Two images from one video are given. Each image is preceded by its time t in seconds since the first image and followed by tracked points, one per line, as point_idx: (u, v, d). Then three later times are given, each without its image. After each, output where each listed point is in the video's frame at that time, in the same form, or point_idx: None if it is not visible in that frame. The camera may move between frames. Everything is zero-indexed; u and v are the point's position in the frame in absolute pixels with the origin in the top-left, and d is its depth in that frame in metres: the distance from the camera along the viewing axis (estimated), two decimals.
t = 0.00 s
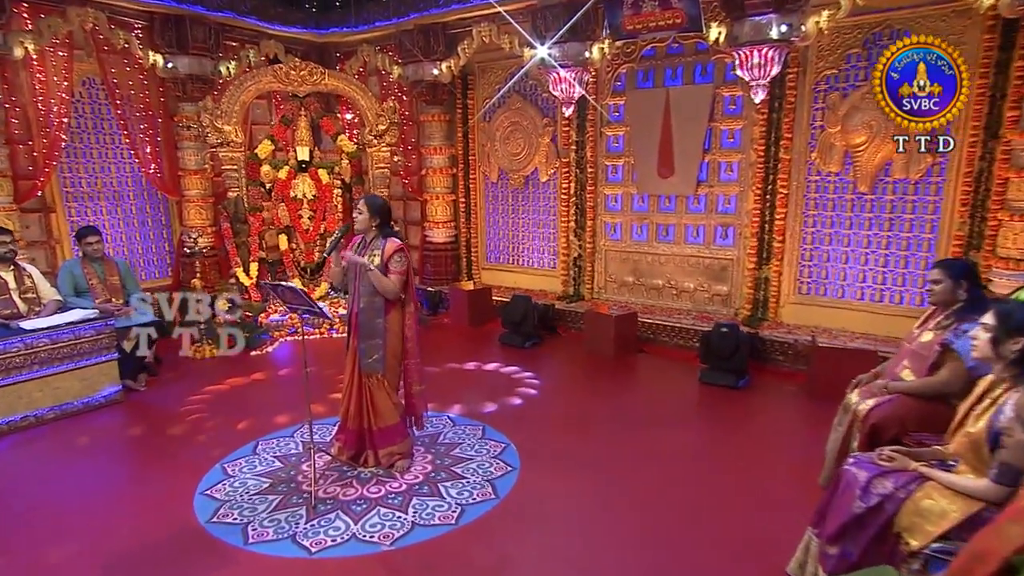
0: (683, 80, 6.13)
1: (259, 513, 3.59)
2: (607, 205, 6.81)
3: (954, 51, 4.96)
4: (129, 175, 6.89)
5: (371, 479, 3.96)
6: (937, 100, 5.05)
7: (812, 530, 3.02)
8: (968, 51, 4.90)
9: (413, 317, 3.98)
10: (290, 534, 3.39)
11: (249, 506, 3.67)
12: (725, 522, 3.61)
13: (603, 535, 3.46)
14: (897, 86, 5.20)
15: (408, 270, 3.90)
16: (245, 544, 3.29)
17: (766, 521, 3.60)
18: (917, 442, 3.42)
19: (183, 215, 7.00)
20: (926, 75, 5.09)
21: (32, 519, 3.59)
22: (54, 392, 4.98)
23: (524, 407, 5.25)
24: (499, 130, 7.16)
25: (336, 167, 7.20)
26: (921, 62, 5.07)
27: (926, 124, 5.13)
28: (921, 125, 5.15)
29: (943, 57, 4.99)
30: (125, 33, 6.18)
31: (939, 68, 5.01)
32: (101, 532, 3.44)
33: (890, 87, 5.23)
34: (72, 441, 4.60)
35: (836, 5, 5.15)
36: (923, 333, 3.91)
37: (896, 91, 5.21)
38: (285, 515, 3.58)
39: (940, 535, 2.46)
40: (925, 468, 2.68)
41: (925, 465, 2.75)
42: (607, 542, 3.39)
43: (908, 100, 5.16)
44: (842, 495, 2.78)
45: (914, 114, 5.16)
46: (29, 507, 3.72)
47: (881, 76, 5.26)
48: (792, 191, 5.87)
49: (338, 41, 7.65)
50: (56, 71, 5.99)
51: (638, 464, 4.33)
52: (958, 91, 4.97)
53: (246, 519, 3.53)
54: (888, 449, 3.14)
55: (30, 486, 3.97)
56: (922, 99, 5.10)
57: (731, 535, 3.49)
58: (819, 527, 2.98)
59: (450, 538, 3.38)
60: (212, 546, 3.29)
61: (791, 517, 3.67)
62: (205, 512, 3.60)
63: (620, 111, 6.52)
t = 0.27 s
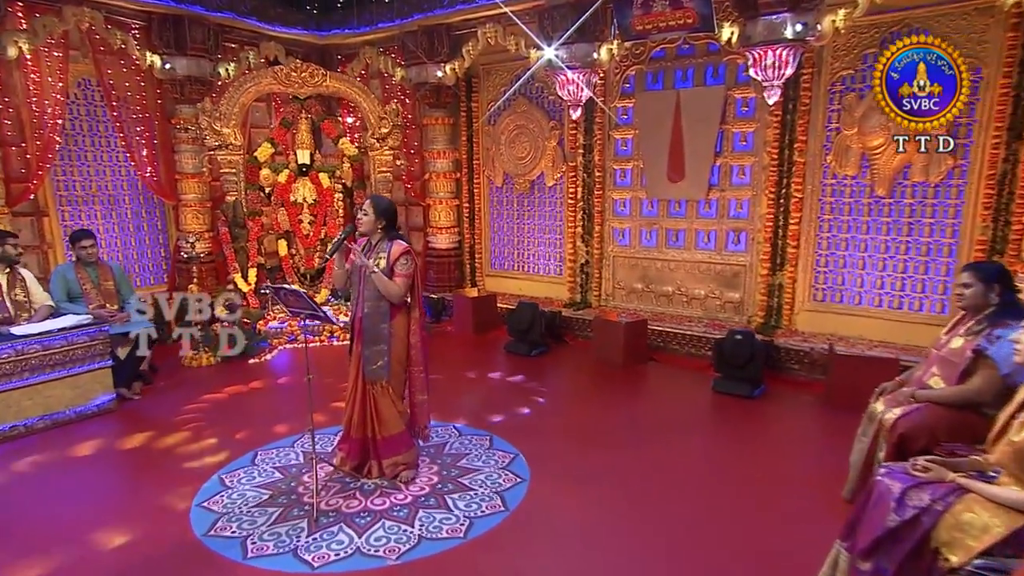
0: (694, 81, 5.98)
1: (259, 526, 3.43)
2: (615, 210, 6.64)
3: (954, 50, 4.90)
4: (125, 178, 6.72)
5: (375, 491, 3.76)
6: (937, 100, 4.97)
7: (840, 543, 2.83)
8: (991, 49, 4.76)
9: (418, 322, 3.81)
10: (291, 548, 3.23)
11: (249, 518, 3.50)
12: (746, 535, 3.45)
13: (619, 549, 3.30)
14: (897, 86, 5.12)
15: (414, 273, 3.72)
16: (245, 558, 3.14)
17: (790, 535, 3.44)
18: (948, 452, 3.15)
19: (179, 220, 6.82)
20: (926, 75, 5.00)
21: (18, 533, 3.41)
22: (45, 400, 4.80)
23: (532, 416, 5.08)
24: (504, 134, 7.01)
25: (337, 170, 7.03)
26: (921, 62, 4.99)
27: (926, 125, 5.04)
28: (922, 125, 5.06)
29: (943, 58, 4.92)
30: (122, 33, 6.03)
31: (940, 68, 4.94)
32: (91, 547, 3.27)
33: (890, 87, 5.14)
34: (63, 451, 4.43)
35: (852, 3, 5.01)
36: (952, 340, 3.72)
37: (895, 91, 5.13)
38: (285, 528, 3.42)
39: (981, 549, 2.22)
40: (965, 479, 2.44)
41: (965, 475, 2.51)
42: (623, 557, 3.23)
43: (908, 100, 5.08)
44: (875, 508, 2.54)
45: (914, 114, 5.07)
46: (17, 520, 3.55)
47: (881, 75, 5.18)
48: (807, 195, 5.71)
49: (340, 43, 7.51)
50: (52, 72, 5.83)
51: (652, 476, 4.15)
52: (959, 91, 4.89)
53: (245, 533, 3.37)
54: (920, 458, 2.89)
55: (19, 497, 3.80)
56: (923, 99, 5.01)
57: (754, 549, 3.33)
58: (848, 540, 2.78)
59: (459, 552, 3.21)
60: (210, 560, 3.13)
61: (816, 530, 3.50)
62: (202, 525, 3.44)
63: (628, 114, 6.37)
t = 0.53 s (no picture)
0: (703, 84, 5.86)
1: (259, 540, 3.27)
2: (621, 215, 6.49)
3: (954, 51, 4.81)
4: (119, 182, 6.56)
5: (379, 503, 3.62)
6: (937, 100, 4.86)
7: (869, 560, 2.67)
8: (1011, 49, 4.64)
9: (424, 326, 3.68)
10: (291, 563, 3.07)
11: (248, 531, 3.35)
12: (768, 549, 3.30)
13: (636, 564, 3.14)
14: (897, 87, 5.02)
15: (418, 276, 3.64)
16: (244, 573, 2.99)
17: (814, 549, 3.29)
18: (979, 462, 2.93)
19: (175, 225, 6.65)
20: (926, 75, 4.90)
21: (2, 549, 3.24)
22: (35, 409, 4.62)
23: (539, 425, 4.92)
24: (508, 138, 6.88)
25: (337, 174, 6.86)
26: (921, 62, 4.90)
27: (926, 125, 4.94)
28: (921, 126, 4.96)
29: (943, 58, 4.84)
30: (118, 34, 5.90)
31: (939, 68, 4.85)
32: (80, 563, 3.10)
33: (890, 87, 5.04)
34: (52, 462, 4.25)
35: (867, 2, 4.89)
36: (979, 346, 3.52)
37: (896, 91, 5.02)
38: (286, 541, 3.26)
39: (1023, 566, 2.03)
40: (1002, 491, 2.28)
41: (1002, 487, 2.34)
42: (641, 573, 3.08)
43: (908, 100, 4.97)
44: (905, 519, 2.37)
45: (913, 115, 4.97)
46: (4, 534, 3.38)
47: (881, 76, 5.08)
48: (820, 199, 5.56)
49: (340, 45, 7.39)
50: (46, 73, 5.70)
51: (666, 488, 3.99)
52: (959, 91, 4.78)
53: (243, 547, 3.21)
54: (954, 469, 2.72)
55: (6, 510, 3.63)
56: (923, 99, 4.91)
57: (778, 564, 3.17)
58: (877, 556, 2.63)
59: (468, 568, 3.06)
60: None
61: (841, 545, 3.35)
62: (199, 539, 3.28)
63: (635, 117, 6.24)
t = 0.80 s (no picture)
0: (715, 84, 5.70)
1: (259, 553, 3.17)
2: (631, 219, 6.32)
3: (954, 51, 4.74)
4: (114, 185, 6.38)
5: (385, 514, 3.52)
6: (936, 100, 4.79)
7: None
8: None
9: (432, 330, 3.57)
10: None
11: (247, 544, 3.25)
12: (789, 564, 3.18)
13: None
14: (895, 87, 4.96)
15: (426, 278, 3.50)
16: None
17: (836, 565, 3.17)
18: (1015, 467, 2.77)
19: (172, 229, 6.48)
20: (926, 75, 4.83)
21: None
22: (25, 418, 4.47)
23: (549, 435, 4.77)
24: (513, 140, 6.72)
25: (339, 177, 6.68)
26: (922, 62, 4.83)
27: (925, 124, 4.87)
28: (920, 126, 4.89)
29: (943, 58, 4.76)
30: (114, 33, 5.75)
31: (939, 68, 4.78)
32: None
33: (889, 87, 4.98)
34: (44, 474, 4.11)
35: None
36: (1015, 350, 3.44)
37: (896, 91, 4.96)
38: (288, 555, 3.16)
39: None
40: None
41: None
42: None
43: (908, 100, 4.91)
44: (947, 533, 2.42)
45: (913, 115, 4.90)
46: None
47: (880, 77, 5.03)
48: (837, 202, 5.39)
49: (341, 45, 7.21)
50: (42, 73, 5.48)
51: (682, 499, 3.85)
52: (959, 91, 4.71)
53: (244, 560, 3.12)
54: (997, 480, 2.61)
55: None
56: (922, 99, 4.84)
57: None
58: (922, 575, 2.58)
59: None
60: None
61: (865, 559, 3.23)
62: (197, 553, 3.19)
63: (645, 119, 6.08)
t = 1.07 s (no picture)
0: (729, 80, 5.53)
1: (262, 564, 3.02)
2: (640, 220, 6.15)
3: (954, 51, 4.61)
4: (108, 184, 6.19)
5: (392, 524, 3.37)
6: (937, 100, 4.62)
7: None
8: None
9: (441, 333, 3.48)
10: None
11: (249, 555, 3.09)
12: None
13: None
14: (896, 86, 4.74)
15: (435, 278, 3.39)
16: None
17: None
18: None
19: (167, 229, 6.29)
20: (926, 74, 4.67)
21: None
22: (15, 423, 4.29)
23: (558, 441, 4.61)
24: (519, 139, 6.54)
25: (340, 176, 6.49)
26: (922, 62, 4.66)
27: (926, 123, 4.69)
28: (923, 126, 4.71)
29: (943, 58, 4.62)
30: (109, 27, 5.56)
31: (940, 68, 4.62)
32: None
33: (889, 87, 4.76)
34: (34, 482, 3.93)
35: None
36: None
37: (895, 91, 4.75)
38: (291, 567, 3.00)
39: None
40: None
41: None
42: None
43: (908, 100, 4.71)
44: (993, 542, 2.25)
45: (914, 115, 4.71)
46: None
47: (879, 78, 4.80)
48: (855, 201, 5.22)
49: (341, 42, 7.05)
50: (34, 67, 5.30)
51: (700, 509, 3.70)
52: (959, 91, 4.57)
53: (246, 572, 2.97)
54: None
55: None
56: (923, 99, 4.66)
57: None
58: None
59: None
60: None
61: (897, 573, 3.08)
62: (196, 564, 3.02)
63: (656, 116, 5.91)
